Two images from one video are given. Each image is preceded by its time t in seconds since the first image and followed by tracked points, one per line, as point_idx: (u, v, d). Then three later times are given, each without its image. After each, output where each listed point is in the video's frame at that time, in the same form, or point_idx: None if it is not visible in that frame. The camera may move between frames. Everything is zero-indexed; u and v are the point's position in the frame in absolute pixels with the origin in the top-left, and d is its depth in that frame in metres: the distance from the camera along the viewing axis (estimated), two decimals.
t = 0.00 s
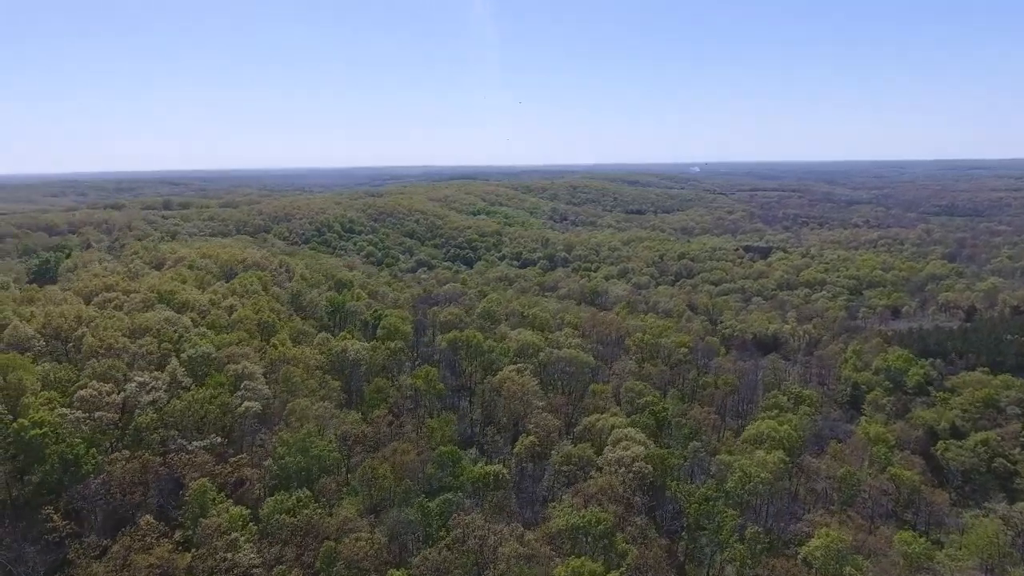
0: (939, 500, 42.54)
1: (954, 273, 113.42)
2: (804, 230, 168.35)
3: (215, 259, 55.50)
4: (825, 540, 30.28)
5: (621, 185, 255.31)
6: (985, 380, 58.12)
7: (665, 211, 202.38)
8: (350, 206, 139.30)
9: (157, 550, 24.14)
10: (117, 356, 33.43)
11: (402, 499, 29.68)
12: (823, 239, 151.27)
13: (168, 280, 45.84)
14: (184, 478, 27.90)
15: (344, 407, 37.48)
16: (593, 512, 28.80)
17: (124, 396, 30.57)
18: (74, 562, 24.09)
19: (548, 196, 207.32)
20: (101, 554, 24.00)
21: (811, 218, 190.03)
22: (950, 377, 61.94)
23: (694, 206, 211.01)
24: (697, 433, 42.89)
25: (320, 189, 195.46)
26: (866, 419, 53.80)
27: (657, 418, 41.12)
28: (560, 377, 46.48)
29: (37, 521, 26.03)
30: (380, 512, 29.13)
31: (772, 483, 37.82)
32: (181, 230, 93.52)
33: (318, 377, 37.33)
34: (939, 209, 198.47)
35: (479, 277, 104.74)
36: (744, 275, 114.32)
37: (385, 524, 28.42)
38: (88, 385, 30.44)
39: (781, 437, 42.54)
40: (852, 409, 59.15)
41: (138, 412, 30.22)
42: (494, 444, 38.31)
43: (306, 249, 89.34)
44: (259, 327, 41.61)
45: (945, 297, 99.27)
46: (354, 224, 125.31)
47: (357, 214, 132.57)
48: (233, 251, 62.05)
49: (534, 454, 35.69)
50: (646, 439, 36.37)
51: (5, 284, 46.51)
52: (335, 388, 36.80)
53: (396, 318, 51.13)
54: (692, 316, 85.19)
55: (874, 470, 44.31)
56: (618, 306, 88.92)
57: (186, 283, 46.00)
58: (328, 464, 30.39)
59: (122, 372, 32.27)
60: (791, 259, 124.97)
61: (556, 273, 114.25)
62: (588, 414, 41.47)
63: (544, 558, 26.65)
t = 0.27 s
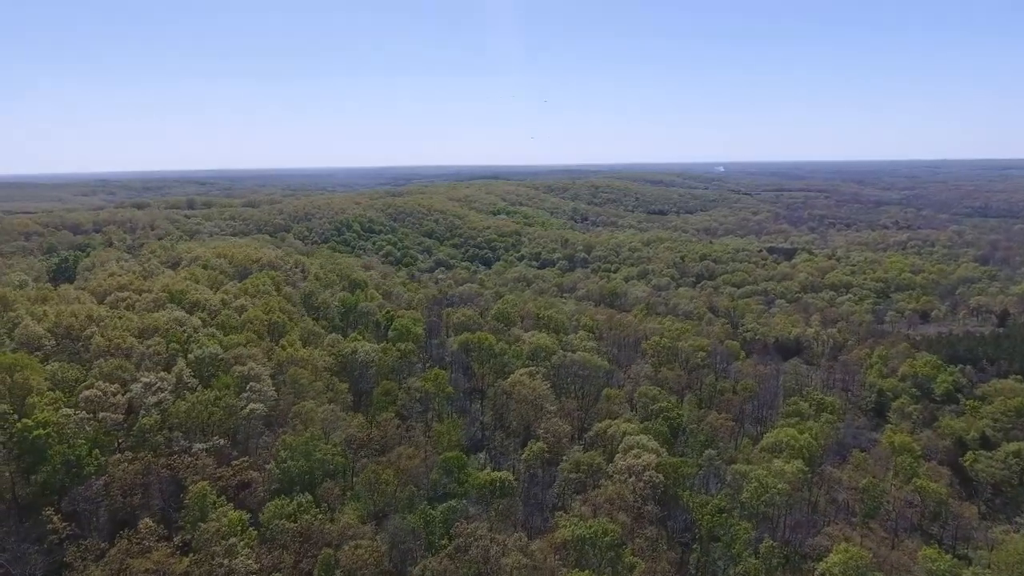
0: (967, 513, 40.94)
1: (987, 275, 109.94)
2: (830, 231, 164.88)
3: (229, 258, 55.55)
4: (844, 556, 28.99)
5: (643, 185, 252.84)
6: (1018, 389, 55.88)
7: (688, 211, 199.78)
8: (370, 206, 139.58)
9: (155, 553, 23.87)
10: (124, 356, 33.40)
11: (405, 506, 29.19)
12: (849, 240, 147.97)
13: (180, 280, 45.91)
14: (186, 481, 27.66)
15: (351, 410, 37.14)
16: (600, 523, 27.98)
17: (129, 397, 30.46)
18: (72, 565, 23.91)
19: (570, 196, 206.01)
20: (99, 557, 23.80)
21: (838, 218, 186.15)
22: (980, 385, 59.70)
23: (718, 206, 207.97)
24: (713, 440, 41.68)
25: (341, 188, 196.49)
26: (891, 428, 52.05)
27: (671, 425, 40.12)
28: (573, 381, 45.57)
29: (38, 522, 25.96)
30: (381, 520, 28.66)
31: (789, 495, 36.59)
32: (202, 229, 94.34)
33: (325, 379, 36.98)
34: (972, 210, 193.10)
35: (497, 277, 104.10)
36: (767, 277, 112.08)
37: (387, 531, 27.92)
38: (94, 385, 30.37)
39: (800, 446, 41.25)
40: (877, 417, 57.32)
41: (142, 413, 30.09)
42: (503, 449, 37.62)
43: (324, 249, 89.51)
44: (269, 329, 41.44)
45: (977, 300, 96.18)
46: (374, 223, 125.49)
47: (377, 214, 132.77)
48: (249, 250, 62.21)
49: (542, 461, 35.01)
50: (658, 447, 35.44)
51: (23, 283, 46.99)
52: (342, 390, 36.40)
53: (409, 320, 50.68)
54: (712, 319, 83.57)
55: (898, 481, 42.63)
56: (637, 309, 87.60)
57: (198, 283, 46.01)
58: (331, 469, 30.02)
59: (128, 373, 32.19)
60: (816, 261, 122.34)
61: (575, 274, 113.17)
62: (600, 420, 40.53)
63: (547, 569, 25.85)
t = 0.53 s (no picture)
0: (995, 528, 39.15)
1: (1019, 279, 106.53)
2: (855, 233, 161.40)
3: (242, 258, 55.57)
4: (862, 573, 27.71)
5: (664, 185, 250.35)
6: None
7: (709, 211, 197.13)
8: (389, 205, 139.76)
9: (149, 558, 23.51)
10: (129, 356, 33.26)
11: (406, 512, 28.62)
12: (875, 242, 144.63)
13: (191, 280, 45.90)
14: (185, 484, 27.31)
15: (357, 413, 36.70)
16: (604, 534, 27.12)
17: (131, 398, 30.28)
18: (67, 568, 23.67)
19: (589, 196, 204.59)
20: (94, 561, 23.54)
21: (864, 219, 182.30)
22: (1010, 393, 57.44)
23: (740, 207, 204.95)
24: (727, 449, 40.50)
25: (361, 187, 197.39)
26: (915, 437, 50.25)
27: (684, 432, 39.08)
28: (584, 384, 44.44)
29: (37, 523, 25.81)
30: (380, 527, 28.12)
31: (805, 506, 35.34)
32: (221, 229, 95.05)
33: (331, 381, 36.53)
34: (1005, 211, 187.89)
35: (513, 277, 103.38)
36: (789, 279, 109.89)
37: (387, 538, 27.31)
38: (97, 385, 30.23)
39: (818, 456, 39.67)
40: (901, 425, 55.45)
41: (144, 415, 29.89)
42: (510, 454, 36.92)
43: (341, 249, 89.57)
44: (277, 329, 41.16)
45: (1008, 305, 93.15)
46: (391, 223, 125.51)
47: (395, 213, 132.83)
48: (263, 250, 62.26)
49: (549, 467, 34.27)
50: (669, 455, 34.45)
51: (39, 281, 47.38)
52: (347, 393, 35.97)
53: (419, 321, 50.17)
54: (731, 321, 81.96)
55: (922, 493, 40.92)
56: (654, 311, 86.29)
57: (209, 282, 45.97)
58: (332, 474, 29.55)
59: (132, 373, 32.03)
60: (839, 263, 119.71)
61: (593, 275, 112.05)
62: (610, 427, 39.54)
63: None
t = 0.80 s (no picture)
0: None
1: None
2: (882, 234, 157.72)
3: (255, 258, 55.59)
4: None
5: (686, 185, 247.49)
6: None
7: (732, 212, 194.28)
8: (408, 205, 139.82)
9: (144, 562, 23.18)
10: (135, 357, 33.17)
11: (408, 520, 28.03)
12: (903, 244, 141.06)
13: (203, 279, 45.91)
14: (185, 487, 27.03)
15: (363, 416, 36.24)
16: (610, 545, 26.22)
17: (135, 399, 30.11)
18: (62, 571, 23.44)
19: (610, 196, 202.89)
20: (89, 564, 23.29)
21: (891, 221, 178.14)
22: None
23: (764, 207, 201.59)
24: (742, 458, 39.31)
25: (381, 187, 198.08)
26: (942, 447, 48.40)
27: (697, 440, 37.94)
28: (596, 389, 43.47)
29: (36, 524, 25.70)
30: (382, 534, 27.58)
31: (823, 519, 34.02)
32: (240, 229, 95.72)
33: (337, 383, 36.09)
34: None
35: (530, 278, 102.59)
36: (813, 282, 107.49)
37: (387, 547, 26.76)
38: (101, 386, 30.12)
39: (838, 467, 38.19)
40: (927, 434, 53.58)
41: (147, 416, 29.71)
42: (518, 460, 36.22)
43: (357, 249, 89.59)
44: (285, 330, 40.87)
45: None
46: (409, 223, 125.46)
47: (413, 213, 132.82)
48: (277, 250, 62.26)
49: (556, 474, 33.43)
50: (681, 463, 33.40)
51: (55, 281, 47.81)
52: (354, 395, 35.50)
53: (430, 322, 49.57)
54: (752, 324, 80.19)
55: (948, 505, 39.19)
56: (673, 313, 84.89)
57: (220, 282, 45.95)
58: (333, 479, 29.04)
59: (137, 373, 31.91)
60: (865, 265, 116.86)
61: (611, 276, 110.81)
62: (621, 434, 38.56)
63: None
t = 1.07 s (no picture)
0: None
1: None
2: (911, 236, 153.88)
3: (268, 258, 55.58)
4: None
5: (709, 185, 244.32)
6: None
7: (755, 212, 191.25)
8: (426, 205, 139.75)
9: (138, 567, 22.88)
10: (141, 357, 33.07)
11: (409, 527, 27.49)
12: (932, 246, 137.36)
13: (214, 279, 45.90)
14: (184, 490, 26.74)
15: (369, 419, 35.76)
16: (614, 557, 25.36)
17: (139, 400, 29.95)
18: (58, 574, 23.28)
19: (630, 196, 200.91)
20: (84, 568, 23.07)
21: (920, 222, 173.81)
22: None
23: (788, 207, 198.04)
24: (758, 467, 38.12)
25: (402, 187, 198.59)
26: (970, 457, 46.50)
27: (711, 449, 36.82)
28: (608, 395, 42.48)
29: (36, 526, 25.61)
30: (382, 542, 27.07)
31: (842, 533, 32.72)
32: (259, 228, 96.32)
33: (344, 385, 35.64)
34: None
35: (547, 279, 101.69)
36: (837, 284, 105.00)
37: (387, 556, 26.22)
38: (105, 386, 29.98)
39: (858, 478, 36.74)
40: (954, 444, 51.63)
41: (150, 417, 29.53)
42: (526, 467, 35.51)
43: (373, 249, 89.55)
44: (293, 331, 40.56)
45: None
46: (427, 223, 125.27)
47: (432, 213, 132.68)
48: (291, 250, 62.15)
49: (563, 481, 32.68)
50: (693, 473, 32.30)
51: (70, 280, 48.22)
52: (360, 399, 35.05)
53: (441, 324, 49.00)
54: (773, 327, 78.31)
55: (975, 519, 37.48)
56: (691, 315, 83.41)
57: (231, 282, 45.89)
58: (334, 484, 28.58)
59: (142, 373, 31.79)
60: (892, 267, 113.91)
61: (630, 277, 109.49)
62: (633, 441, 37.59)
63: None
